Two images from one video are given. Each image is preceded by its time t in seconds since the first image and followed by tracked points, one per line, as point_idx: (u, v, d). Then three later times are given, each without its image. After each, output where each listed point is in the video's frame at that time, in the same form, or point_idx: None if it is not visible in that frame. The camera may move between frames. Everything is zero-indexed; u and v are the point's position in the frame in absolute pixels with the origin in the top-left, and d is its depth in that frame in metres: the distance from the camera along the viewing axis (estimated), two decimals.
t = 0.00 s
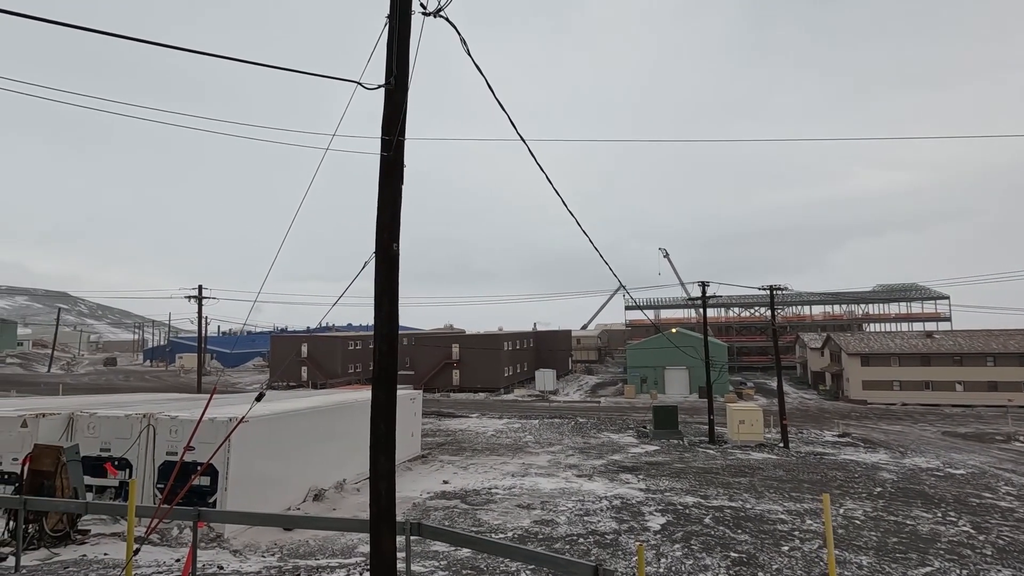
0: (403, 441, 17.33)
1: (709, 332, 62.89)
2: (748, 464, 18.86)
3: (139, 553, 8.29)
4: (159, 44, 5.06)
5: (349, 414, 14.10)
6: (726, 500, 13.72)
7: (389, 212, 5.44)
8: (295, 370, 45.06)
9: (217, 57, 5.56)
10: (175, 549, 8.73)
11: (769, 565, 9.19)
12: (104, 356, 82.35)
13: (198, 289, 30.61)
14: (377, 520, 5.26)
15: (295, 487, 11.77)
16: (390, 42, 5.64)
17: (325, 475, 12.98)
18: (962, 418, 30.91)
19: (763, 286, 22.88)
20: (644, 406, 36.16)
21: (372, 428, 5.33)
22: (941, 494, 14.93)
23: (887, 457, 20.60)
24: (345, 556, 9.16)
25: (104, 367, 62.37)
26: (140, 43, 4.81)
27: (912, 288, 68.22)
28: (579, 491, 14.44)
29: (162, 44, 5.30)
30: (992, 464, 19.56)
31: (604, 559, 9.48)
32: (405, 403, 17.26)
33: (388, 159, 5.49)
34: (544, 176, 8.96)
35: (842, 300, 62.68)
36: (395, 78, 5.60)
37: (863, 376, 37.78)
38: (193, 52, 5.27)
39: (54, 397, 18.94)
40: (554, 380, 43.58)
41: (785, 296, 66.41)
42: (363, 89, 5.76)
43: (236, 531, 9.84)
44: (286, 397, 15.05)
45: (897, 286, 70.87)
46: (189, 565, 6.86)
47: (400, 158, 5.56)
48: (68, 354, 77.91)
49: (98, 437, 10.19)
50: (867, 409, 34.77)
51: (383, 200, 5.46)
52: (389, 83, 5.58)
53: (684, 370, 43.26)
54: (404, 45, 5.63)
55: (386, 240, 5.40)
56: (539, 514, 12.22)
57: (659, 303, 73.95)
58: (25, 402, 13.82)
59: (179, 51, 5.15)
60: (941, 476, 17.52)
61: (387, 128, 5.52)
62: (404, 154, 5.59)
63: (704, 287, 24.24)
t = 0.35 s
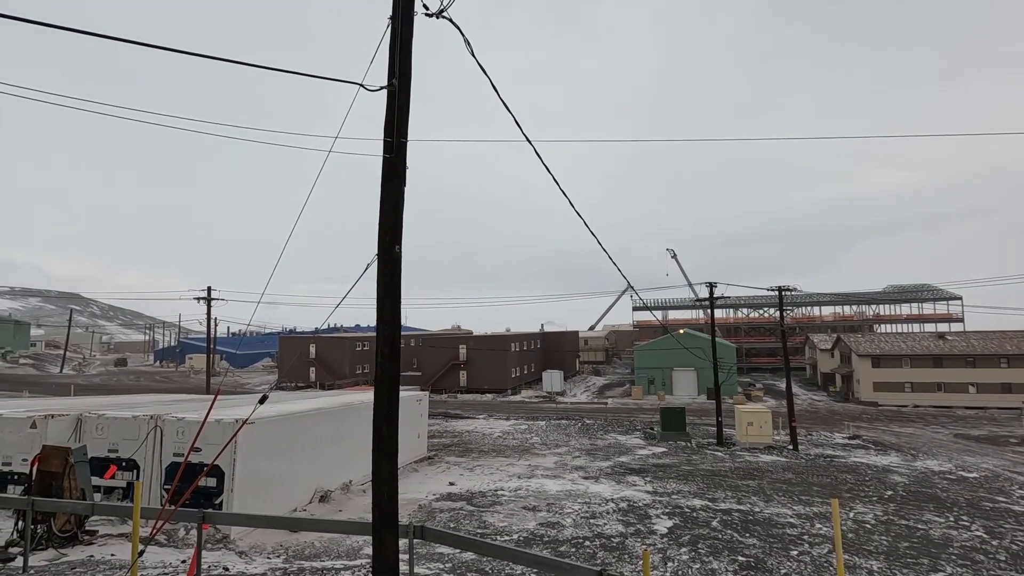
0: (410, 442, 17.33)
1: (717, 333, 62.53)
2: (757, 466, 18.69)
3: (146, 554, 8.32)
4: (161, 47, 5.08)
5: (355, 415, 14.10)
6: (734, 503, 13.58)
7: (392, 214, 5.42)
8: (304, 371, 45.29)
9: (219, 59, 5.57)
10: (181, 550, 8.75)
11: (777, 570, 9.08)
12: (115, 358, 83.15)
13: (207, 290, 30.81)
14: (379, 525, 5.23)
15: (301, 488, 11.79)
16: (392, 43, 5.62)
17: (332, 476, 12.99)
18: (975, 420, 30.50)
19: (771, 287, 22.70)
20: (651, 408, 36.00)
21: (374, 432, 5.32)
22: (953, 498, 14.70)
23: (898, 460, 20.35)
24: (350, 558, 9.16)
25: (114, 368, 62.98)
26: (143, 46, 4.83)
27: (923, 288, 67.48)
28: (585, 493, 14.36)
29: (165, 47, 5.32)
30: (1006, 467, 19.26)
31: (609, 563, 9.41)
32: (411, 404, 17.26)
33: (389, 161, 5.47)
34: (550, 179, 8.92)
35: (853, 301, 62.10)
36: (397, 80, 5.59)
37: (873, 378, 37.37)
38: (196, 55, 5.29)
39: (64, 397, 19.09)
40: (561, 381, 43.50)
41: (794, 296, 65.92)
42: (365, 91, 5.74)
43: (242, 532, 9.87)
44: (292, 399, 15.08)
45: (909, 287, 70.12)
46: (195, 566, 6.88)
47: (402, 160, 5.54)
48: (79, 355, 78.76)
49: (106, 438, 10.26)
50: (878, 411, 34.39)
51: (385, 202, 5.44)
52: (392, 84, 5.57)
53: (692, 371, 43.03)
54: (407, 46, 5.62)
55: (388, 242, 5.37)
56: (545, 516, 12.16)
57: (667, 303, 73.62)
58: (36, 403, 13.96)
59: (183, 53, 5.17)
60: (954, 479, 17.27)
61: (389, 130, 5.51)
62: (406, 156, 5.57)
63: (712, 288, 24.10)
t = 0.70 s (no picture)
0: (414, 444, 17.30)
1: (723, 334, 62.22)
2: (763, 468, 18.55)
3: (149, 555, 8.31)
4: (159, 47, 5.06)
5: (359, 416, 14.08)
6: (740, 505, 13.48)
7: (392, 215, 5.40)
8: (309, 372, 45.43)
9: (219, 59, 5.55)
10: (185, 551, 8.78)
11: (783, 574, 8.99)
12: (124, 359, 83.82)
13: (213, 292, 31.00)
14: (380, 528, 5.20)
15: (305, 489, 11.78)
16: (392, 44, 5.59)
17: (335, 478, 12.96)
18: (984, 422, 30.20)
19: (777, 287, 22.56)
20: (657, 409, 35.85)
21: (375, 434, 5.29)
22: (962, 501, 14.52)
23: (907, 462, 20.15)
24: (353, 560, 9.15)
25: (122, 369, 63.45)
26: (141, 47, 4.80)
27: (932, 289, 66.91)
28: (589, 495, 14.30)
29: (164, 48, 5.31)
30: (1017, 470, 19.02)
31: (613, 566, 9.35)
32: (416, 405, 17.25)
33: (389, 162, 5.44)
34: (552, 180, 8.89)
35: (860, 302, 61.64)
36: (397, 80, 5.57)
37: (881, 379, 37.07)
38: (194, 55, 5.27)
39: (71, 399, 19.19)
40: (566, 382, 43.39)
41: (801, 297, 65.55)
42: (365, 92, 5.72)
43: (245, 534, 9.87)
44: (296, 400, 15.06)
45: (918, 288, 69.48)
46: (197, 567, 6.86)
47: (402, 161, 5.51)
48: (87, 356, 79.39)
49: (111, 439, 10.29)
50: (885, 413, 34.11)
51: (386, 203, 5.42)
52: (391, 85, 5.55)
53: (698, 372, 42.84)
54: (407, 47, 5.60)
55: (388, 243, 5.35)
56: (549, 518, 12.11)
57: (673, 304, 73.34)
58: (41, 404, 14.02)
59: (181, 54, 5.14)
60: (963, 481, 17.07)
61: (389, 131, 5.48)
62: (406, 158, 5.55)
63: (717, 289, 23.98)
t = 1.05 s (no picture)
0: (416, 445, 17.26)
1: (726, 335, 62.05)
2: (766, 469, 18.46)
3: (149, 558, 8.27)
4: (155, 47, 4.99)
5: (361, 418, 14.03)
6: (743, 507, 13.40)
7: (392, 215, 5.36)
8: (311, 374, 45.41)
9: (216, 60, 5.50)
10: (186, 554, 8.74)
11: None
12: (126, 361, 83.90)
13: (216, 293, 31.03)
14: (380, 530, 5.16)
15: (306, 491, 11.73)
16: (392, 42, 5.56)
17: (336, 480, 12.90)
18: (989, 422, 30.01)
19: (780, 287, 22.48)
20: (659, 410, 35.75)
21: (375, 436, 5.25)
22: (968, 502, 14.42)
23: (910, 463, 20.05)
24: (354, 562, 9.12)
25: (125, 371, 63.72)
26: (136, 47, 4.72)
27: (935, 288, 66.65)
28: (592, 496, 14.23)
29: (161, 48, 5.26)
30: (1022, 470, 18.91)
31: (615, 568, 9.28)
32: (418, 406, 17.21)
33: (390, 162, 5.42)
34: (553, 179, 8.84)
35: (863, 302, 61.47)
36: (396, 80, 5.53)
37: (884, 379, 36.91)
38: (192, 56, 5.22)
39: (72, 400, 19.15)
40: (568, 383, 43.28)
41: (804, 297, 65.35)
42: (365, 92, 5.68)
43: (246, 536, 9.83)
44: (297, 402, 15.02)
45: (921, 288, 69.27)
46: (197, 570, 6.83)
47: (402, 161, 5.49)
48: (91, 358, 79.55)
49: (112, 441, 10.27)
50: (889, 414, 33.94)
51: (386, 204, 5.38)
52: (391, 84, 5.52)
53: (701, 373, 42.72)
54: (406, 45, 5.57)
55: (389, 244, 5.32)
56: (551, 520, 12.04)
57: (675, 305, 73.20)
58: (43, 405, 14.00)
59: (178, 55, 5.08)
60: (968, 482, 16.97)
61: (389, 131, 5.45)
62: (407, 158, 5.53)
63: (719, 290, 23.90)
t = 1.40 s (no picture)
0: (419, 447, 17.23)
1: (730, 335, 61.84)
2: (771, 471, 18.36)
3: (153, 559, 8.28)
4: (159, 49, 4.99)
5: (364, 420, 14.01)
6: (749, 508, 13.34)
7: (396, 216, 5.36)
8: (315, 375, 45.48)
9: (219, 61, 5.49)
10: (190, 555, 8.75)
11: None
12: (131, 362, 84.11)
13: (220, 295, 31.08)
14: (383, 532, 5.15)
15: (310, 492, 11.73)
16: (396, 44, 5.56)
17: (340, 481, 12.88)
18: (996, 424, 29.79)
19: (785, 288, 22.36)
20: (663, 411, 35.67)
21: (378, 437, 5.24)
22: (975, 504, 14.30)
23: (917, 464, 19.91)
24: (359, 563, 9.12)
25: (131, 372, 63.96)
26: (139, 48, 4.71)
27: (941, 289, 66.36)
28: (596, 498, 14.18)
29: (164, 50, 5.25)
30: None
31: (619, 570, 9.25)
32: (421, 408, 17.22)
33: (393, 163, 5.41)
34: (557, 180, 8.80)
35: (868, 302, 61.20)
36: (399, 81, 5.53)
37: (890, 380, 36.71)
38: (195, 57, 5.21)
39: (77, 402, 19.22)
40: (572, 384, 43.21)
41: (809, 298, 65.16)
42: (368, 92, 5.66)
43: (251, 538, 9.84)
44: (301, 403, 15.01)
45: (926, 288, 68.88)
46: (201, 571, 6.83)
47: (406, 162, 5.47)
48: (97, 359, 79.87)
49: (117, 442, 10.30)
50: (895, 415, 33.75)
51: (389, 205, 5.38)
52: (393, 86, 5.51)
53: (705, 374, 42.60)
54: (410, 46, 5.56)
55: (392, 244, 5.31)
56: (556, 522, 12.01)
57: (679, 306, 73.02)
58: (48, 408, 14.05)
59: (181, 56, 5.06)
60: (975, 484, 16.85)
61: (392, 131, 5.45)
62: (410, 158, 5.51)
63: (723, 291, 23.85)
